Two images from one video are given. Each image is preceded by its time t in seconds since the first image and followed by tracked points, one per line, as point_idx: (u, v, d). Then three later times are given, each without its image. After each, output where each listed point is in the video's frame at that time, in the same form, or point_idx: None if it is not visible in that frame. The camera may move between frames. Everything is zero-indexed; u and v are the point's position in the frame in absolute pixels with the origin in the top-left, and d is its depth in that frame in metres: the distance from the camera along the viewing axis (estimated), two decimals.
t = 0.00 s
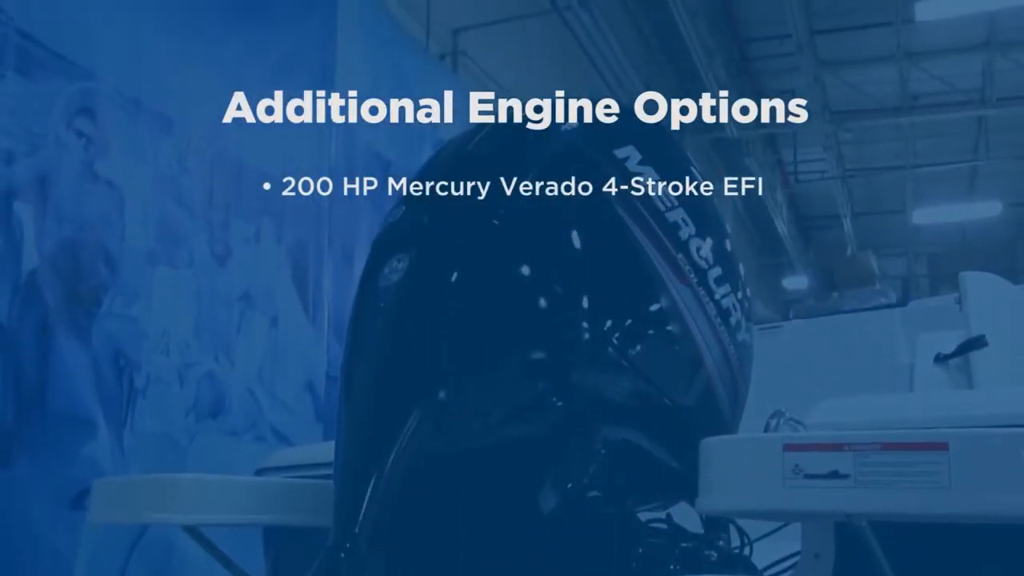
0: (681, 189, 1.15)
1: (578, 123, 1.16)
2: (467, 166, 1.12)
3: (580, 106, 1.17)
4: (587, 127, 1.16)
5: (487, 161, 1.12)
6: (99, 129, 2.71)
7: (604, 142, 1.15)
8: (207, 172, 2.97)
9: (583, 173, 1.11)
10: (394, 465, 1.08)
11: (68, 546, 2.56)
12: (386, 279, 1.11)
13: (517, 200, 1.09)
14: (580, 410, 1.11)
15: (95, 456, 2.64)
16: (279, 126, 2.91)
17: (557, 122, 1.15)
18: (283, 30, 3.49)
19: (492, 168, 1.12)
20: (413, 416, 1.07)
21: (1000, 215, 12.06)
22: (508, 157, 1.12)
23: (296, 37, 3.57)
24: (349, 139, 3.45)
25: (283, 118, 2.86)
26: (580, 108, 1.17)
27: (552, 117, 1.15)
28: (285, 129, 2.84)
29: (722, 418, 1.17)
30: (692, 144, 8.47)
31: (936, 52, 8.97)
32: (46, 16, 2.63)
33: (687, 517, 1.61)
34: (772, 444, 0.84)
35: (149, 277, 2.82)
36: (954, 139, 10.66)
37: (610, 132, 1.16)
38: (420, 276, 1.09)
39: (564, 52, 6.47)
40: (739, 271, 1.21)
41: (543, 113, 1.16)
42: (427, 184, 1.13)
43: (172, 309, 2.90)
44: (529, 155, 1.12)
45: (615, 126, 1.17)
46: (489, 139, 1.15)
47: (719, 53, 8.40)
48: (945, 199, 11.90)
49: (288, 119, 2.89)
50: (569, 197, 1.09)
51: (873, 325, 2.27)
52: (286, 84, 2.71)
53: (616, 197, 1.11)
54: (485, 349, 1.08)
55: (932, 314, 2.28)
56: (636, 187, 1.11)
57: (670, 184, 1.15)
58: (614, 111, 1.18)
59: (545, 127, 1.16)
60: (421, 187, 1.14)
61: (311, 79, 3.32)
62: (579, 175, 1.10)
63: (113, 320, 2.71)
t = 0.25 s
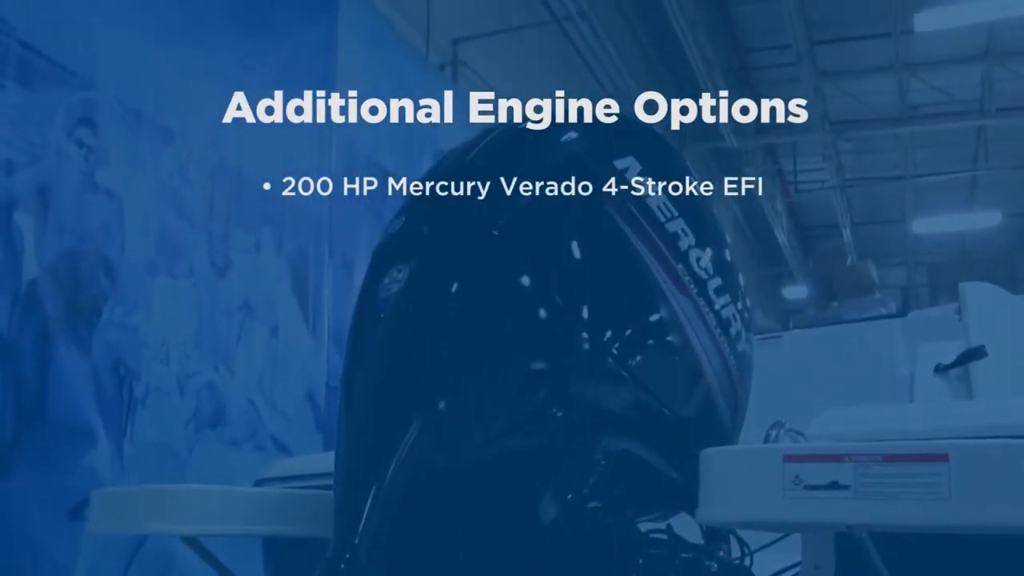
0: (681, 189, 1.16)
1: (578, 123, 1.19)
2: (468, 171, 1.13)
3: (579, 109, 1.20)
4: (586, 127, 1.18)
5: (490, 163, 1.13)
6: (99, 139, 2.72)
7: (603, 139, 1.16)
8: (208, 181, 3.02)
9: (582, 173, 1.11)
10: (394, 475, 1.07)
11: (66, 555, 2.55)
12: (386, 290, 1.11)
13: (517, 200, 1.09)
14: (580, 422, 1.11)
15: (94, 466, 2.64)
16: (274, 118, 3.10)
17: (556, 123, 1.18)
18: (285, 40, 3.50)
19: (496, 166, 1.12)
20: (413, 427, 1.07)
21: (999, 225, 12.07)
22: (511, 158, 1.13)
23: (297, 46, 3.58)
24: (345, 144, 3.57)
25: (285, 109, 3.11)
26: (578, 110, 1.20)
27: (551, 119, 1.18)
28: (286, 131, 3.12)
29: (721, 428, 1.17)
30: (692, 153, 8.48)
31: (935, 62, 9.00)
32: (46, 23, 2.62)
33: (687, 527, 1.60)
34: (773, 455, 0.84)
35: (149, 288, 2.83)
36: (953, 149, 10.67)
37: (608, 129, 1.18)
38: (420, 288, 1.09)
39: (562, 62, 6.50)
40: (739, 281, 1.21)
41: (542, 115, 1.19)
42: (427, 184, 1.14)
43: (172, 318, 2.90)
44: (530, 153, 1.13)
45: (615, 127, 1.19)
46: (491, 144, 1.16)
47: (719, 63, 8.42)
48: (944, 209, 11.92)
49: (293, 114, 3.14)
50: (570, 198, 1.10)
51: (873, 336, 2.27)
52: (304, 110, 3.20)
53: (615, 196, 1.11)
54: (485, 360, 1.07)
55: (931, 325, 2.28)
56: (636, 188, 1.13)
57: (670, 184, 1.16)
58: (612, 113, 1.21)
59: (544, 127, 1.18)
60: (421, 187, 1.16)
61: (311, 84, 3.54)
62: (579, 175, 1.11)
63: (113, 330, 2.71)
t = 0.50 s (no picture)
0: (680, 189, 1.18)
1: (577, 124, 1.20)
2: (470, 173, 1.13)
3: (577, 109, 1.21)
4: (586, 128, 1.19)
5: (493, 165, 1.13)
6: (99, 146, 2.71)
7: (603, 140, 1.17)
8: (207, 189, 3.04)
9: (583, 173, 1.12)
10: (395, 481, 1.07)
11: (66, 563, 2.55)
12: (386, 297, 1.11)
13: (517, 199, 1.09)
14: (579, 431, 1.10)
15: (93, 473, 2.63)
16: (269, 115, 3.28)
17: (556, 123, 1.19)
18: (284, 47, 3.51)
19: (499, 165, 1.13)
20: (413, 433, 1.07)
21: (999, 231, 12.08)
22: (517, 160, 1.13)
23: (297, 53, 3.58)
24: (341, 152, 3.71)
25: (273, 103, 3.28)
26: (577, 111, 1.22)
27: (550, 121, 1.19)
28: (286, 131, 3.24)
29: (721, 436, 1.17)
30: (692, 160, 8.49)
31: (934, 69, 9.01)
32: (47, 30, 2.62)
33: (687, 535, 1.60)
34: (773, 463, 0.84)
35: (149, 294, 2.83)
36: (953, 156, 10.68)
37: (609, 130, 1.20)
38: (420, 295, 1.09)
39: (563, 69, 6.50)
40: (739, 288, 1.21)
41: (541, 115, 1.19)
42: (427, 185, 1.15)
43: (172, 324, 2.90)
44: (533, 151, 1.13)
45: (614, 128, 1.20)
46: (492, 145, 1.17)
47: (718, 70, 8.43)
48: (944, 216, 11.92)
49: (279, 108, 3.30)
50: (570, 197, 1.10)
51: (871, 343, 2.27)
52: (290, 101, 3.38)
53: (615, 195, 1.12)
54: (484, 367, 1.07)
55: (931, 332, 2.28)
56: (636, 187, 1.14)
57: (670, 184, 1.17)
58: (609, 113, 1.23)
59: (543, 127, 1.19)
60: (423, 188, 1.16)
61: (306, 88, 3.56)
62: (579, 175, 1.11)
63: (112, 337, 2.71)
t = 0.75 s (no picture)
0: (681, 189, 1.19)
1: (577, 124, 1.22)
2: (474, 173, 1.14)
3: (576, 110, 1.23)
4: (585, 129, 1.21)
5: (499, 165, 1.14)
6: (99, 150, 2.71)
7: (603, 140, 1.19)
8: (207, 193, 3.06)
9: (583, 174, 1.13)
10: (394, 485, 1.06)
11: (65, 568, 2.54)
12: (386, 301, 1.11)
13: (517, 199, 1.10)
14: (580, 434, 1.10)
15: (93, 477, 2.63)
16: (262, 113, 3.41)
17: (556, 124, 1.20)
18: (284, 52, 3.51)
19: (499, 165, 1.14)
20: (414, 436, 1.06)
21: (998, 235, 12.08)
22: (519, 157, 1.14)
23: (296, 58, 3.58)
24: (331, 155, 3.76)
25: (264, 100, 3.42)
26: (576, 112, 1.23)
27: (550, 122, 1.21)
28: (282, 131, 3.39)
29: (722, 440, 1.17)
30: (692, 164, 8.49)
31: (933, 73, 9.01)
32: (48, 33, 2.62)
33: (686, 538, 1.60)
34: (773, 468, 0.84)
35: (149, 298, 2.83)
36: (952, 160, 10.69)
37: (609, 130, 1.21)
38: (420, 299, 1.08)
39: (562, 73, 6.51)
40: (739, 294, 1.21)
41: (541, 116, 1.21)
42: (427, 185, 1.16)
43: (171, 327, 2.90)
44: (536, 151, 1.15)
45: (614, 129, 1.22)
46: (494, 146, 1.18)
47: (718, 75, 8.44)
48: (943, 220, 11.93)
49: (269, 105, 3.44)
50: (570, 196, 1.11)
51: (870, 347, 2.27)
52: (281, 98, 3.53)
53: (615, 195, 1.12)
54: (485, 369, 1.06)
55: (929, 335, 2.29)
56: (637, 187, 1.14)
57: (670, 184, 1.18)
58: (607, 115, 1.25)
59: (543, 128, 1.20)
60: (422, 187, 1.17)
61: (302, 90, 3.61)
62: (579, 175, 1.12)
63: (112, 341, 2.71)
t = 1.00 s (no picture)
0: (680, 189, 1.19)
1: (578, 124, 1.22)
2: (474, 173, 1.14)
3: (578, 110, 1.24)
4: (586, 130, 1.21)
5: (499, 165, 1.14)
6: (99, 151, 2.71)
7: (603, 140, 1.19)
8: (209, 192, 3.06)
9: (583, 174, 1.13)
10: (394, 486, 1.06)
11: (65, 568, 2.54)
12: (387, 301, 1.11)
13: (517, 199, 1.10)
14: (580, 435, 1.10)
15: (93, 477, 2.63)
16: (262, 113, 3.41)
17: (557, 124, 1.21)
18: (284, 53, 3.51)
19: (499, 165, 1.14)
20: (414, 437, 1.06)
21: (998, 236, 12.08)
22: (519, 156, 1.14)
23: (296, 59, 3.58)
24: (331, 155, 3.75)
25: (264, 100, 3.42)
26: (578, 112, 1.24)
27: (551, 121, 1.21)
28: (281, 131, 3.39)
29: (721, 441, 1.17)
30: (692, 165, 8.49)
31: (933, 74, 9.02)
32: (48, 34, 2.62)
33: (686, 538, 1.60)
34: (773, 469, 0.84)
35: (149, 298, 2.83)
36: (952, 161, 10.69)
37: (608, 130, 1.22)
38: (420, 300, 1.08)
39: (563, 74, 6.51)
40: (739, 295, 1.21)
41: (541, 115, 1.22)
42: (428, 184, 1.16)
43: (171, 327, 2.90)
44: (536, 150, 1.15)
45: (614, 130, 1.22)
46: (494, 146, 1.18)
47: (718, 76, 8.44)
48: (943, 221, 11.92)
49: (269, 105, 3.44)
50: (570, 197, 1.11)
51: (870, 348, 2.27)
52: (281, 98, 3.53)
53: (615, 195, 1.12)
54: (485, 369, 1.06)
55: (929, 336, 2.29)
56: (637, 187, 1.14)
57: (670, 184, 1.18)
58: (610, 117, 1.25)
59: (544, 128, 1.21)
60: (422, 187, 1.17)
61: (302, 90, 3.62)
62: (579, 175, 1.12)
63: (112, 341, 2.71)
